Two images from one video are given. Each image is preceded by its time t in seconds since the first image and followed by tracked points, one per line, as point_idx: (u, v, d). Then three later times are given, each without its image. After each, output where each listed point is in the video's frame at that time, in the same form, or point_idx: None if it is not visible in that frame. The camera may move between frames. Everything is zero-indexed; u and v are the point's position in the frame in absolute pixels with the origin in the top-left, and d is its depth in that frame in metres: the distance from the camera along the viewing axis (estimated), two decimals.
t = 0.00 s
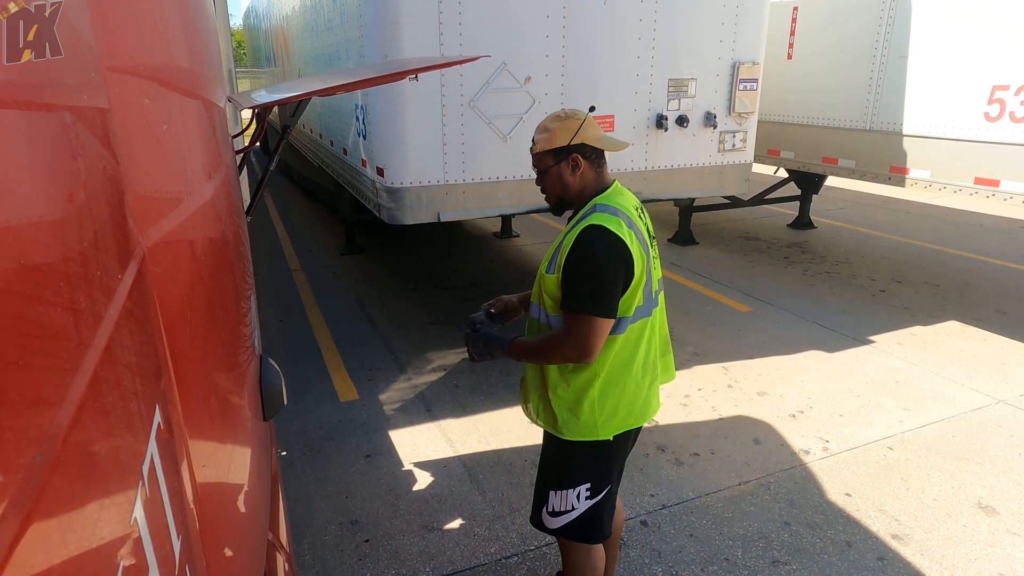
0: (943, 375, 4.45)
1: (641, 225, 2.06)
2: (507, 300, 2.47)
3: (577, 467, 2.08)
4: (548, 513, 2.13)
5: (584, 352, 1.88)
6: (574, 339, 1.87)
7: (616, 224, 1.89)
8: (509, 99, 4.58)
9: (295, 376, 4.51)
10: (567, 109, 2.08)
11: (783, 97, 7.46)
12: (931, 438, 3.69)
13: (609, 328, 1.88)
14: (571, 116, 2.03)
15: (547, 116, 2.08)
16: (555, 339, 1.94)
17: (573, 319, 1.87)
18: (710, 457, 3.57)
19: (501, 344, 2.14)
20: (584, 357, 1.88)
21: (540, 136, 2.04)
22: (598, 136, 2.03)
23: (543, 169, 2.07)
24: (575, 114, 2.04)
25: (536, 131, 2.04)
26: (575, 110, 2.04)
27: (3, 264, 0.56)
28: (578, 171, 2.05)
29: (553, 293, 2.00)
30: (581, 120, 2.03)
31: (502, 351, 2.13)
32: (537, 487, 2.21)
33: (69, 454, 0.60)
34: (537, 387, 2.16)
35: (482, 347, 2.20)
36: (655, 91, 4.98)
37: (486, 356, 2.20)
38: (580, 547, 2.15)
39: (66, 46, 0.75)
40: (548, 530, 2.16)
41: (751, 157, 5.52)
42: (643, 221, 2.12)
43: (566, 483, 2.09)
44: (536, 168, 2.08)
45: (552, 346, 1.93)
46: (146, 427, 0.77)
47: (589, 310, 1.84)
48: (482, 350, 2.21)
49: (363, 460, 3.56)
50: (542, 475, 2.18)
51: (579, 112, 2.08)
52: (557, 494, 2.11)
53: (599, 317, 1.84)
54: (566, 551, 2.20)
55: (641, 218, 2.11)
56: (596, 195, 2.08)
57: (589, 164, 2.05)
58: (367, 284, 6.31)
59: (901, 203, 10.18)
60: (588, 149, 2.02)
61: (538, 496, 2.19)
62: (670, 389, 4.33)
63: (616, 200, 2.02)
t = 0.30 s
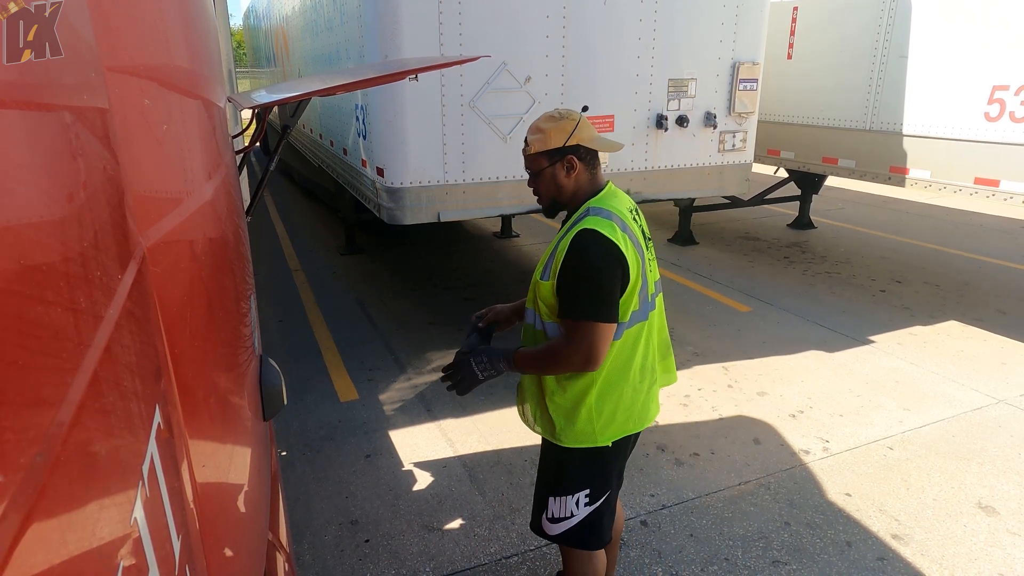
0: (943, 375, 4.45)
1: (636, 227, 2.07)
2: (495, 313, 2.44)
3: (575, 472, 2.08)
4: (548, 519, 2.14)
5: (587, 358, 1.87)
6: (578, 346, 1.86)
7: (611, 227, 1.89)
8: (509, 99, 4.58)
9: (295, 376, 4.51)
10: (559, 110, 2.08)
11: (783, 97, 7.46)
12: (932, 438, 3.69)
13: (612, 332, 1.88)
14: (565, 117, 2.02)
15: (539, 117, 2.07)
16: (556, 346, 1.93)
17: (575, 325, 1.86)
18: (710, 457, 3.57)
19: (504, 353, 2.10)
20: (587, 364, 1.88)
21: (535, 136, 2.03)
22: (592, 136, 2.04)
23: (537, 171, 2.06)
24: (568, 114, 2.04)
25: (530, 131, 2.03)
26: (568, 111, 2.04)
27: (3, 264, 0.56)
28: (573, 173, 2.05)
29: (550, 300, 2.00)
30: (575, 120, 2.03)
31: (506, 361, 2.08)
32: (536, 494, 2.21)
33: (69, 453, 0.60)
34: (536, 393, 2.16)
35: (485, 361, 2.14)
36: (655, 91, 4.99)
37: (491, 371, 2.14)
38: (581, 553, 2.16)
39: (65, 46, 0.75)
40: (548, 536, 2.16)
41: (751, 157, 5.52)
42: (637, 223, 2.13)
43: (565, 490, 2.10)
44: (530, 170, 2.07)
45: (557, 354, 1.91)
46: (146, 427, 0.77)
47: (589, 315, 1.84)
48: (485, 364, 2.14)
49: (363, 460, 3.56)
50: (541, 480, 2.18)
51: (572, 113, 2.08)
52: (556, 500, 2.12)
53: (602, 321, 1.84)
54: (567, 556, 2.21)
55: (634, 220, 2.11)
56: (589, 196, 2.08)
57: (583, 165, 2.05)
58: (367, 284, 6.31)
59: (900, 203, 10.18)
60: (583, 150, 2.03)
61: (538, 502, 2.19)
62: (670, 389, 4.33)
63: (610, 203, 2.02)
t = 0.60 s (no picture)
0: (943, 375, 4.45)
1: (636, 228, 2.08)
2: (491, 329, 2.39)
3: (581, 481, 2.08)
4: (553, 528, 2.13)
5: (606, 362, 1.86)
6: (595, 350, 1.86)
7: (622, 226, 1.89)
8: (509, 99, 4.58)
9: (295, 376, 4.51)
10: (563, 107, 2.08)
11: (783, 97, 7.46)
12: (931, 437, 3.70)
13: (627, 332, 1.88)
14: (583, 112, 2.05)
15: (558, 107, 2.03)
16: (570, 350, 1.90)
17: (591, 328, 1.85)
18: (710, 457, 3.57)
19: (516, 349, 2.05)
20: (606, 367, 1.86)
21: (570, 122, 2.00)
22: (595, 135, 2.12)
23: (571, 160, 1.99)
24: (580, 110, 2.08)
25: (564, 117, 1.99)
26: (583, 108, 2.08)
27: (3, 263, 0.56)
28: (592, 166, 2.07)
29: (558, 306, 1.96)
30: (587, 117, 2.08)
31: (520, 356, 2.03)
32: (539, 501, 2.20)
33: (69, 454, 0.60)
34: (536, 402, 2.15)
35: (498, 353, 2.07)
36: (655, 91, 4.99)
37: (502, 365, 2.06)
38: (586, 559, 2.16)
39: (66, 46, 0.75)
40: (553, 545, 2.15)
41: (751, 157, 5.52)
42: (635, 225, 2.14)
43: (571, 498, 2.09)
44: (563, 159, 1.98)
45: (572, 360, 1.89)
46: (146, 428, 0.77)
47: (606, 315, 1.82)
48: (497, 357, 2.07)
49: (363, 460, 3.56)
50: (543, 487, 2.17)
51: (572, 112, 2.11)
52: (562, 508, 2.11)
53: (616, 323, 1.85)
54: (569, 563, 2.21)
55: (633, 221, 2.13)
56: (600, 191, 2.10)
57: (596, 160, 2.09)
58: (367, 284, 6.31)
59: (900, 203, 10.18)
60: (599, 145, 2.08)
61: (541, 511, 2.18)
62: (670, 389, 4.33)
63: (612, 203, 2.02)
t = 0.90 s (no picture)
0: (943, 375, 4.45)
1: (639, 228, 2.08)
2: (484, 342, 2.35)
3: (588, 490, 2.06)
4: (563, 538, 2.12)
5: (636, 366, 1.84)
6: (622, 354, 1.83)
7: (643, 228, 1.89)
8: (509, 99, 4.58)
9: (295, 376, 4.51)
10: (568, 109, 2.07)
11: (783, 97, 7.47)
12: (931, 437, 3.70)
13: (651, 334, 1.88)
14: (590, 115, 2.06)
15: (572, 107, 2.01)
16: (597, 358, 1.86)
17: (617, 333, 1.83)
18: (710, 457, 3.57)
19: (528, 368, 1.99)
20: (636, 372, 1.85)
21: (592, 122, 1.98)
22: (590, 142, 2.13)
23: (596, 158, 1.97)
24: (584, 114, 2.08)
25: (587, 116, 1.97)
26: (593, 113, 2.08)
27: (3, 264, 0.56)
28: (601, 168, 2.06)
29: (579, 312, 1.90)
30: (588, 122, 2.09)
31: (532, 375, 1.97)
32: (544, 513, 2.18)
33: (69, 454, 0.60)
34: (542, 412, 2.08)
35: (507, 377, 2.03)
36: (655, 91, 4.99)
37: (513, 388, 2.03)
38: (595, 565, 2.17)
39: (66, 46, 0.75)
40: (563, 555, 2.15)
41: (751, 157, 5.52)
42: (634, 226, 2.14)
43: (581, 508, 2.09)
44: (590, 156, 1.95)
45: (598, 367, 1.84)
46: (146, 427, 0.77)
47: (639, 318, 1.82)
48: (506, 381, 2.03)
49: (363, 460, 3.56)
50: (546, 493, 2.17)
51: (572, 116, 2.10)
52: (572, 519, 2.10)
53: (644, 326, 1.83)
54: (573, 569, 2.22)
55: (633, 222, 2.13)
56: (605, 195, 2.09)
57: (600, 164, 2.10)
58: (367, 285, 6.30)
59: (900, 203, 10.18)
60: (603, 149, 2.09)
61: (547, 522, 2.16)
62: (670, 389, 4.33)
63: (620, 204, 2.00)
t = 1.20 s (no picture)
0: (943, 375, 4.45)
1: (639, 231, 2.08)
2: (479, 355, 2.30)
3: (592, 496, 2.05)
4: (571, 548, 2.10)
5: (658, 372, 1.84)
6: (643, 363, 1.82)
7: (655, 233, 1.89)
8: (509, 99, 4.58)
9: (295, 376, 4.51)
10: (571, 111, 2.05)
11: (783, 97, 7.47)
12: (931, 437, 3.70)
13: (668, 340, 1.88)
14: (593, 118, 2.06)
15: (582, 107, 1.99)
16: (618, 366, 1.84)
17: (638, 341, 1.83)
18: (710, 457, 3.57)
19: (539, 386, 1.95)
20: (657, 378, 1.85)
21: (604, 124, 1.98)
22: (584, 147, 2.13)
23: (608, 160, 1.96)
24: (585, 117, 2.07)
25: (601, 117, 1.96)
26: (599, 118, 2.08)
27: (3, 264, 0.56)
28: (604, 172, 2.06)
29: (596, 323, 1.87)
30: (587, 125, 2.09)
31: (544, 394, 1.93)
32: (549, 523, 2.15)
33: (69, 454, 0.60)
34: (548, 423, 2.07)
35: (518, 398, 1.98)
36: (655, 91, 4.99)
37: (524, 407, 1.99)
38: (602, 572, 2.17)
39: (66, 47, 0.75)
40: (571, 566, 2.13)
41: (751, 157, 5.53)
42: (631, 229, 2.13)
43: (590, 516, 2.07)
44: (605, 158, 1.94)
45: (622, 377, 1.83)
46: (146, 428, 0.77)
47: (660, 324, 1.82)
48: (517, 401, 1.99)
49: (363, 460, 3.56)
50: (548, 498, 2.16)
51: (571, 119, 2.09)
52: (581, 528, 2.09)
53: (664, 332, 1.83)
54: None
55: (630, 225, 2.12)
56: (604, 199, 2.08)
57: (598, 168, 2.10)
58: (367, 285, 6.30)
59: (900, 203, 10.18)
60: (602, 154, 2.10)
61: (553, 532, 2.13)
62: (670, 389, 4.33)
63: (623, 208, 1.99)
